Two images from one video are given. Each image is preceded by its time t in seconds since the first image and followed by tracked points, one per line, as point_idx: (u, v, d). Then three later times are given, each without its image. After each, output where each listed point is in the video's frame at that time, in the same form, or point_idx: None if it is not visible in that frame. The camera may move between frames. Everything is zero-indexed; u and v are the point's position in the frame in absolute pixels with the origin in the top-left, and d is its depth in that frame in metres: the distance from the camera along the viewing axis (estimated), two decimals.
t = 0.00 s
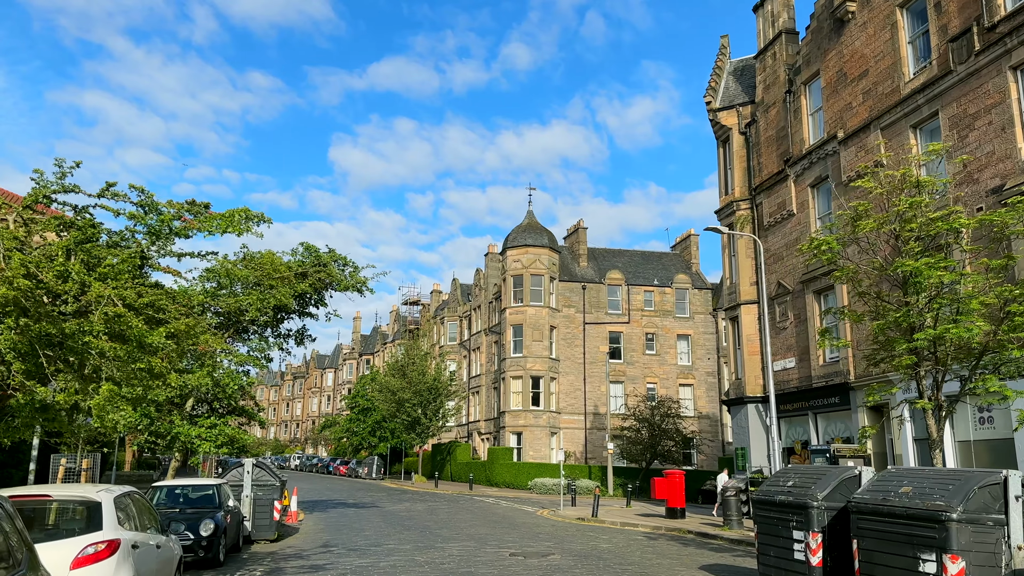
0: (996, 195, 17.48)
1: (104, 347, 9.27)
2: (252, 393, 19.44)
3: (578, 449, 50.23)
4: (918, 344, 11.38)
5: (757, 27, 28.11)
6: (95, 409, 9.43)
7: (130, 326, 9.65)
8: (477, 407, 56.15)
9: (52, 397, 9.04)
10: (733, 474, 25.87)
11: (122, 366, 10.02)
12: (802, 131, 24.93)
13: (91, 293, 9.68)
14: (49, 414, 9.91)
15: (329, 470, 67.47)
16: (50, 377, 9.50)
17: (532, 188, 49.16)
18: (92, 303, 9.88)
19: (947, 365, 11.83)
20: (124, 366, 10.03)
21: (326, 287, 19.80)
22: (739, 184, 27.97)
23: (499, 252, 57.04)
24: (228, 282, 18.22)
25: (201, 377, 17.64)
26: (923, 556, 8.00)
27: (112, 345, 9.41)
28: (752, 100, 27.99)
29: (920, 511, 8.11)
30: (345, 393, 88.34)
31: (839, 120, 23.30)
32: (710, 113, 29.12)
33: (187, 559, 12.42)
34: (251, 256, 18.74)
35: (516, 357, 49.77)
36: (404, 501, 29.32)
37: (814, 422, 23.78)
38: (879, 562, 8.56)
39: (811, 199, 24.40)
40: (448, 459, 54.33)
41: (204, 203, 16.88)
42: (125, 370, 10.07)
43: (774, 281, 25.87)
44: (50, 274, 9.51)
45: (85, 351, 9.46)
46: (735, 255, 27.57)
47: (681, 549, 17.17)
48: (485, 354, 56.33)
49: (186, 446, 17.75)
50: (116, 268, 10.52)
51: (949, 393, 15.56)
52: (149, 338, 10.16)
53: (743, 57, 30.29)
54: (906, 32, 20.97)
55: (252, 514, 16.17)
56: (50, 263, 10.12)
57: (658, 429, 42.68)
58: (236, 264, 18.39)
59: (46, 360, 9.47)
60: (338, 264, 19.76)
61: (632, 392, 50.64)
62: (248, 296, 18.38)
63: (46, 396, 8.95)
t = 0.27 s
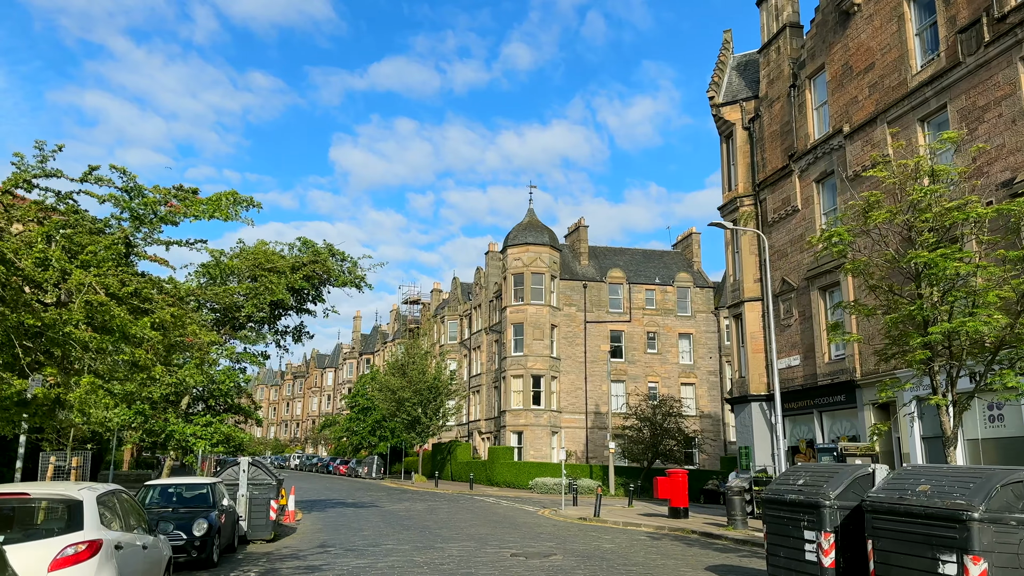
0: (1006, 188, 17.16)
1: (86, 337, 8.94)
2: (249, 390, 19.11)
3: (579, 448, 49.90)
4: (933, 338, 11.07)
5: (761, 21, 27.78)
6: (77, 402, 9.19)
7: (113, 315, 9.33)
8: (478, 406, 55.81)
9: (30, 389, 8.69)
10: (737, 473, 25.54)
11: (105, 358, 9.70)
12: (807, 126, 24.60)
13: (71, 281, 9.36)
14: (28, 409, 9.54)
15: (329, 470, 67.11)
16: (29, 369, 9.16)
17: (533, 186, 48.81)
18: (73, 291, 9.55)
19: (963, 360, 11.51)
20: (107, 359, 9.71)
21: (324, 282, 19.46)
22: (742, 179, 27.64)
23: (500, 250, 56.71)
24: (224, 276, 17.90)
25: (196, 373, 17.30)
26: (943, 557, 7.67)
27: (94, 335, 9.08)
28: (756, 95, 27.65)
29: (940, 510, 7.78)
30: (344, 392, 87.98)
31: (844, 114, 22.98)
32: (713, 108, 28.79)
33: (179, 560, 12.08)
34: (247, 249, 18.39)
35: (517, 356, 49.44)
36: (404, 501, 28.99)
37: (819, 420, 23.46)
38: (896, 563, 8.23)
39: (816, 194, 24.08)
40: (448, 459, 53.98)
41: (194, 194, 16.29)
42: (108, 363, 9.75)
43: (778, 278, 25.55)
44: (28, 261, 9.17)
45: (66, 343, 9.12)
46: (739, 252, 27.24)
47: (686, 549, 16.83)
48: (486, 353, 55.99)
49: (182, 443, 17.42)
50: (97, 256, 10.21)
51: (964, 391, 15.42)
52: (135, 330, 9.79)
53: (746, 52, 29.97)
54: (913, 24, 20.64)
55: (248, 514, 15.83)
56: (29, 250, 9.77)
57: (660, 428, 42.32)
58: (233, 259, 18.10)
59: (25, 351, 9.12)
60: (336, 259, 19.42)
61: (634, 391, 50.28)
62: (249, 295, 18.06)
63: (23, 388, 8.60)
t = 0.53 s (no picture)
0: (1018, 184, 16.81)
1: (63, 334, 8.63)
2: (245, 390, 18.78)
3: (580, 449, 49.56)
4: (951, 336, 10.74)
5: (765, 16, 27.42)
6: (56, 403, 8.92)
7: (94, 312, 9.03)
8: (478, 406, 55.45)
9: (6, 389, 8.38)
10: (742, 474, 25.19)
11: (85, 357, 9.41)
12: (812, 122, 24.24)
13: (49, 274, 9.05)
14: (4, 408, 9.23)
15: (329, 471, 66.78)
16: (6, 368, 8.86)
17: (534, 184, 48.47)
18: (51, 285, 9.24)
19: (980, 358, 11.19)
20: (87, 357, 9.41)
21: (321, 280, 19.11)
22: (746, 177, 27.28)
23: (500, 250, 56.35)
24: (219, 274, 17.54)
25: (189, 372, 16.96)
26: (966, 565, 7.32)
27: (72, 332, 8.78)
28: (760, 91, 27.29)
29: (963, 516, 7.44)
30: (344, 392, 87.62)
31: (851, 110, 22.61)
32: (716, 104, 28.44)
33: (171, 565, 11.74)
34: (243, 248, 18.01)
35: (517, 356, 49.09)
36: (403, 502, 28.65)
37: (825, 421, 23.10)
38: (915, 572, 7.89)
39: (821, 191, 23.72)
40: (448, 459, 53.62)
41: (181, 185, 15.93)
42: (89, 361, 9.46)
43: (783, 277, 25.19)
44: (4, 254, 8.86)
45: (44, 340, 8.81)
46: (743, 250, 26.88)
47: (691, 553, 16.47)
48: (486, 353, 55.63)
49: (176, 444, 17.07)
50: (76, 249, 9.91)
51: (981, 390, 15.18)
52: (117, 326, 9.46)
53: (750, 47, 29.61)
54: (921, 17, 20.28)
55: (244, 516, 15.50)
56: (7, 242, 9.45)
57: (662, 428, 41.96)
58: (228, 259, 17.73)
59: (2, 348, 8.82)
60: (333, 256, 19.06)
61: (636, 392, 49.92)
62: (243, 293, 17.74)
63: None
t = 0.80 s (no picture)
0: None
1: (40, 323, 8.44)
2: (242, 387, 18.43)
3: (582, 448, 49.21)
4: (971, 329, 10.47)
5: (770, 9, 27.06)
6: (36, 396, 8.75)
7: (74, 298, 8.84)
8: (479, 406, 55.12)
9: None
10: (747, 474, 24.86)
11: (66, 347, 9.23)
12: (818, 116, 23.89)
13: (27, 259, 8.86)
14: None
15: (329, 470, 66.45)
16: None
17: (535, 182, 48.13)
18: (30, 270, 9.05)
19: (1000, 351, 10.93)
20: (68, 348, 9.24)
21: (320, 275, 18.76)
22: (751, 172, 26.93)
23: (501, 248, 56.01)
24: (215, 270, 17.13)
25: (183, 369, 16.64)
26: (994, 567, 6.97)
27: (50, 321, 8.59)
28: (765, 85, 26.95)
29: (989, 515, 7.10)
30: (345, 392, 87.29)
31: (858, 103, 22.26)
32: (721, 99, 28.09)
33: (164, 566, 11.40)
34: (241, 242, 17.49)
35: (519, 354, 48.74)
36: (404, 502, 28.32)
37: (832, 420, 22.74)
38: (938, 574, 7.55)
39: (828, 186, 23.36)
40: (449, 459, 53.29)
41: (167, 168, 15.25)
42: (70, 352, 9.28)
43: (789, 273, 24.85)
44: None
45: (22, 329, 8.63)
46: (747, 246, 26.54)
47: (697, 553, 16.13)
48: (487, 351, 55.30)
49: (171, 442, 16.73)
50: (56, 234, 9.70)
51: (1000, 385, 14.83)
52: (100, 315, 9.26)
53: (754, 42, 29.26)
54: (930, 9, 19.91)
55: (240, 516, 15.15)
56: None
57: (664, 428, 41.61)
58: (229, 257, 17.18)
59: None
60: (331, 251, 18.67)
61: (638, 391, 49.56)
62: (240, 287, 17.45)
63: None
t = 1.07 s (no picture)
0: None
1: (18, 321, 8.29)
2: (240, 387, 18.09)
3: (584, 449, 48.86)
4: (993, 326, 10.12)
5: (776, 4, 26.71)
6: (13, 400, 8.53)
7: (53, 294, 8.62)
8: (480, 406, 54.77)
9: None
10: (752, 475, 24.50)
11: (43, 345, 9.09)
12: (825, 112, 23.54)
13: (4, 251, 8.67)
14: None
15: (329, 471, 66.11)
16: None
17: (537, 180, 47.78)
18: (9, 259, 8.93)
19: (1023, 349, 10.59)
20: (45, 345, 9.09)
21: (318, 272, 18.41)
22: (756, 170, 26.58)
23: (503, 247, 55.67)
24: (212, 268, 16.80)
25: (178, 368, 16.32)
26: None
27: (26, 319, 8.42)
28: (770, 81, 26.60)
29: (1019, 522, 6.76)
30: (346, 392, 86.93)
31: (866, 98, 21.90)
32: (726, 95, 27.75)
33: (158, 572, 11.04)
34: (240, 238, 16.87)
35: (520, 354, 48.39)
36: (404, 503, 27.97)
37: (840, 420, 22.37)
38: None
39: (835, 183, 23.00)
40: (450, 459, 52.94)
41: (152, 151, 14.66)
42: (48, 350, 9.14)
43: (796, 271, 24.51)
44: None
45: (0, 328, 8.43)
46: (753, 244, 26.19)
47: (705, 557, 15.77)
48: (488, 351, 54.95)
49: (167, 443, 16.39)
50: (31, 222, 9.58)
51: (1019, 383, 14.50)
52: (81, 310, 9.09)
53: (759, 37, 28.91)
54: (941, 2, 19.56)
55: (238, 519, 14.81)
56: None
57: (667, 428, 41.25)
58: (228, 254, 16.57)
59: None
60: (329, 248, 18.28)
61: (640, 391, 49.19)
62: (236, 284, 17.13)
63: None
